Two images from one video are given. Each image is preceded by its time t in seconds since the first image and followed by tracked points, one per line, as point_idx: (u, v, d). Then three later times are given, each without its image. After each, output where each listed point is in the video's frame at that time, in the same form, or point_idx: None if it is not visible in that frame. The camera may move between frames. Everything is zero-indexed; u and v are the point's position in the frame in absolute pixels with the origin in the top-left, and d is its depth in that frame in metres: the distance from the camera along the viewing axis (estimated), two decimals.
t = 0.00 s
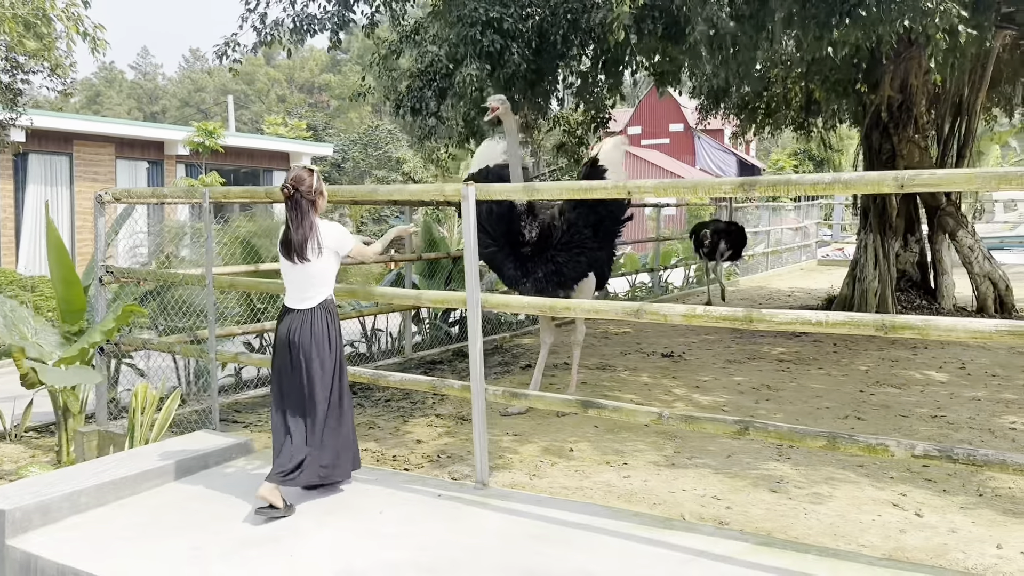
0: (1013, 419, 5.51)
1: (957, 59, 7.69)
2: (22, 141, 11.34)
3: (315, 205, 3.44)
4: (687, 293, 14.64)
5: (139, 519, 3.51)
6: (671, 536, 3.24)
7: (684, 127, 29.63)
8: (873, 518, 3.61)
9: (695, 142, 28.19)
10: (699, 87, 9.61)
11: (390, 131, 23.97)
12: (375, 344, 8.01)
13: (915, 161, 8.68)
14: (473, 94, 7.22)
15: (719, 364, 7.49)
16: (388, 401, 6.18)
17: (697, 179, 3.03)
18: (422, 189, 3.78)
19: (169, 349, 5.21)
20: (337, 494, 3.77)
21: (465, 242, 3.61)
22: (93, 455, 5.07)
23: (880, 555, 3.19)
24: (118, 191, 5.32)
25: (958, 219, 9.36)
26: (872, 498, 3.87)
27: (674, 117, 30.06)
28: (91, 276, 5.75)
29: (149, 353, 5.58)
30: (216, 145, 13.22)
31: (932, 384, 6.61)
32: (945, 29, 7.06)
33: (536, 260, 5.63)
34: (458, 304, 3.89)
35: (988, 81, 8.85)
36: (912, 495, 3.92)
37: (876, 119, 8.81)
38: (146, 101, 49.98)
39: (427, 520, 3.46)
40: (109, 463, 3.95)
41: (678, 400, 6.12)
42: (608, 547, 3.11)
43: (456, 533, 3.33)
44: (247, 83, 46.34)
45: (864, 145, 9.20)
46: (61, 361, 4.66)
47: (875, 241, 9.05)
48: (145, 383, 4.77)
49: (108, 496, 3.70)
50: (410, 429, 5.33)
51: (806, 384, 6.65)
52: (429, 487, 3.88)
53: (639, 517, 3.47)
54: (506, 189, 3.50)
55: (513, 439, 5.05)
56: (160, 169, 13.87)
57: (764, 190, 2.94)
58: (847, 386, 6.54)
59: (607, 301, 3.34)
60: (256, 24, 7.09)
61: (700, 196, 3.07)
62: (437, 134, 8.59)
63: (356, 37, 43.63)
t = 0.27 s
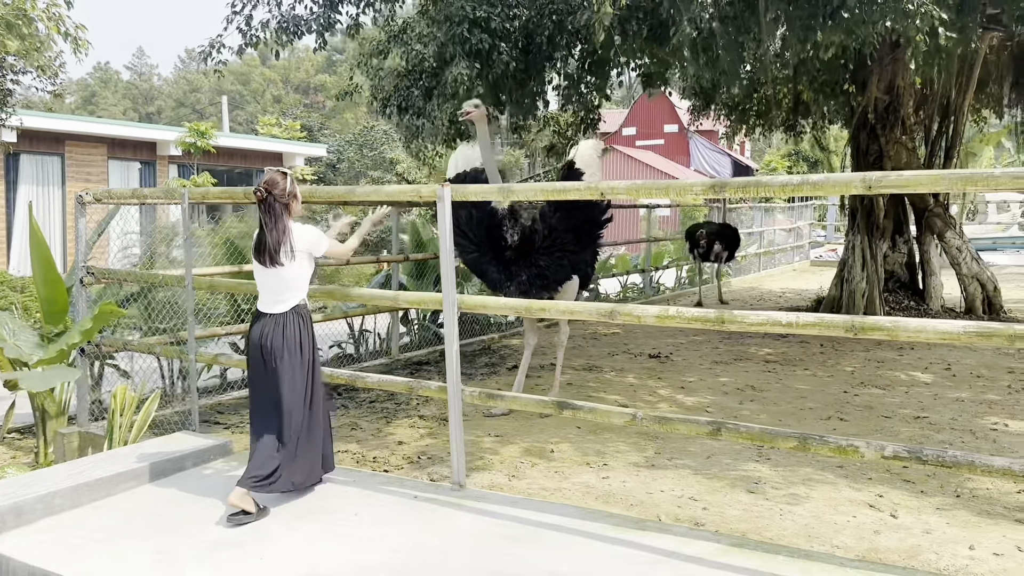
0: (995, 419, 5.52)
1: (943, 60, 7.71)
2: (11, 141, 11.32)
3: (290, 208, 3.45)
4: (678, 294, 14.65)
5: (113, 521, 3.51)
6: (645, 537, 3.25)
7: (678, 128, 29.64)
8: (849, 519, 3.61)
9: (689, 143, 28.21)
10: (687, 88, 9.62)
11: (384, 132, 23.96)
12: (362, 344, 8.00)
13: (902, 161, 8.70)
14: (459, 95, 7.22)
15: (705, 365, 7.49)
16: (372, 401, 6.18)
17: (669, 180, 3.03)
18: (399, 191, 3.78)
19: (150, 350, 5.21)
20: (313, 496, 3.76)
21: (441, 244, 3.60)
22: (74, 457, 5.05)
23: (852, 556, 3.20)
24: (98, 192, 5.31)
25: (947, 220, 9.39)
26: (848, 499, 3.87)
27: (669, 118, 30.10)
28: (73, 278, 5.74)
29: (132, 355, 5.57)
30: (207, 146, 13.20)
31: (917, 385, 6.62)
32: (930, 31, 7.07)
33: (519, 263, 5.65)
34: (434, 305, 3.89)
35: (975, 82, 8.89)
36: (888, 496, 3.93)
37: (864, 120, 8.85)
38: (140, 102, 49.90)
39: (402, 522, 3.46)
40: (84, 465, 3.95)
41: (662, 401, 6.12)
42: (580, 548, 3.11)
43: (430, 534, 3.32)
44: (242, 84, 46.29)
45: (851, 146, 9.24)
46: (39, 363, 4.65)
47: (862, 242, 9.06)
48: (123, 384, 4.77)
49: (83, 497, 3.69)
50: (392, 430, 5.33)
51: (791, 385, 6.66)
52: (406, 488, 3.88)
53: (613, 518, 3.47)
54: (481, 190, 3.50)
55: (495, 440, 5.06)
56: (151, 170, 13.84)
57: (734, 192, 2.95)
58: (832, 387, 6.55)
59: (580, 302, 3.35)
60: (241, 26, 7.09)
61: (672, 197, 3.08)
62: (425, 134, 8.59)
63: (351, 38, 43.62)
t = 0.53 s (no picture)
0: (979, 423, 5.53)
1: (932, 64, 7.74)
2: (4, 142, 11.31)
3: (256, 205, 3.46)
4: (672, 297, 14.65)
5: (91, 522, 3.51)
6: (621, 540, 3.24)
7: (675, 131, 29.67)
8: (826, 523, 3.61)
9: (686, 146, 28.22)
10: (680, 91, 9.62)
11: (380, 134, 23.95)
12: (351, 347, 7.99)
13: (892, 164, 8.74)
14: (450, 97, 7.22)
15: (694, 368, 7.50)
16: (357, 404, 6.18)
17: (645, 184, 3.05)
18: (379, 193, 3.78)
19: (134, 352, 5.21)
20: (292, 499, 3.76)
21: (419, 246, 3.60)
22: (57, 458, 5.05)
23: (827, 561, 3.20)
24: (83, 194, 5.31)
25: (937, 224, 9.48)
26: (827, 503, 3.87)
27: (666, 121, 30.15)
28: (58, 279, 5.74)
29: (119, 357, 5.58)
30: (201, 147, 13.19)
31: (903, 388, 6.63)
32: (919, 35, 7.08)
33: (506, 267, 5.66)
34: (414, 308, 3.89)
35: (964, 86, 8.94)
36: (867, 500, 3.93)
37: (854, 123, 8.92)
38: (138, 102, 49.87)
39: (380, 524, 3.46)
40: (63, 467, 3.94)
41: (649, 404, 6.12)
42: (555, 551, 3.11)
43: (407, 537, 3.32)
44: (240, 85, 46.28)
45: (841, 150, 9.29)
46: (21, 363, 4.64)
47: (852, 245, 9.09)
48: (106, 386, 4.79)
49: (61, 500, 3.69)
50: (377, 432, 5.33)
51: (778, 388, 6.66)
52: (385, 491, 3.87)
53: (591, 522, 3.47)
54: (460, 192, 3.51)
55: (478, 443, 5.06)
56: (145, 171, 13.82)
57: (708, 196, 2.96)
58: (819, 391, 6.56)
59: (557, 305, 3.35)
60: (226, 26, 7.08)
61: (647, 201, 3.09)
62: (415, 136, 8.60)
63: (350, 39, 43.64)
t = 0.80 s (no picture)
0: (972, 428, 5.52)
1: (927, 67, 7.75)
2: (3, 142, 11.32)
3: (242, 207, 3.47)
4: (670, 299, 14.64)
5: (77, 524, 3.51)
6: (606, 544, 3.24)
7: (675, 133, 29.66)
8: (814, 528, 3.61)
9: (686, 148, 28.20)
10: (676, 94, 9.63)
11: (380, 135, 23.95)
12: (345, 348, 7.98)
13: (887, 168, 8.76)
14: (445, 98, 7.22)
15: (688, 371, 7.49)
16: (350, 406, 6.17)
17: (631, 188, 3.05)
18: (367, 195, 3.78)
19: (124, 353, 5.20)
20: (279, 501, 3.76)
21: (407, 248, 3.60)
22: (47, 459, 5.04)
23: (813, 566, 3.19)
24: (74, 194, 5.30)
25: (934, 227, 9.46)
26: (816, 508, 3.87)
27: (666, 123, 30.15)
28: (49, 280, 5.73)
29: (111, 358, 5.55)
30: (200, 148, 13.19)
31: (897, 392, 6.62)
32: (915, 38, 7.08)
33: (502, 266, 5.64)
34: (401, 311, 3.89)
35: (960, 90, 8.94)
36: (856, 505, 3.93)
37: (850, 127, 8.94)
38: (140, 102, 49.89)
39: (365, 527, 3.45)
40: (51, 468, 3.95)
41: (641, 407, 6.11)
42: (540, 555, 3.11)
43: (392, 540, 3.32)
44: (240, 85, 46.29)
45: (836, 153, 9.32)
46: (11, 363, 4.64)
47: (847, 248, 9.12)
48: (96, 387, 4.79)
49: (47, 501, 3.69)
50: (368, 434, 5.32)
51: (771, 391, 6.66)
52: (373, 494, 3.87)
53: (577, 525, 3.46)
54: (448, 195, 3.51)
55: (470, 445, 5.05)
56: (144, 172, 13.82)
57: (693, 200, 2.96)
58: (812, 394, 6.55)
59: (544, 308, 3.36)
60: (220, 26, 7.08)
61: (634, 205, 3.09)
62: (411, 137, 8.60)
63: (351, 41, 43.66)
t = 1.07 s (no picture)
0: (971, 431, 5.51)
1: (928, 69, 7.74)
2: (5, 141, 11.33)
3: (252, 208, 3.46)
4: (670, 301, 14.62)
5: (71, 524, 3.50)
6: (600, 545, 3.24)
7: (677, 135, 29.64)
8: (809, 530, 3.60)
9: (688, 150, 28.18)
10: (677, 96, 9.61)
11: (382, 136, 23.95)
12: (344, 348, 7.99)
13: (887, 170, 8.77)
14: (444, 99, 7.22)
15: (687, 373, 7.48)
16: (349, 406, 6.16)
17: (627, 189, 3.05)
18: (364, 195, 3.78)
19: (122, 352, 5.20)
20: (274, 501, 3.75)
21: (402, 249, 3.60)
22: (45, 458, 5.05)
23: (808, 568, 3.18)
24: (73, 193, 5.30)
25: (934, 230, 9.44)
26: (812, 510, 3.86)
27: (669, 125, 30.14)
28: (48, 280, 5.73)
29: (109, 357, 5.57)
30: (201, 148, 13.19)
31: (896, 395, 6.60)
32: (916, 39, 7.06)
33: (499, 264, 5.58)
34: (397, 311, 3.89)
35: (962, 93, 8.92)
36: (852, 508, 3.92)
37: (851, 129, 8.94)
38: (143, 103, 49.93)
39: (360, 528, 3.45)
40: (47, 467, 3.95)
41: (640, 408, 6.10)
42: (534, 556, 3.10)
43: (386, 540, 3.31)
44: (243, 86, 46.33)
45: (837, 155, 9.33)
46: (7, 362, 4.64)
47: (848, 250, 9.12)
48: (93, 386, 4.82)
49: (43, 500, 3.69)
50: (366, 435, 5.32)
51: (770, 394, 6.65)
52: (368, 494, 3.87)
53: (572, 526, 3.45)
54: (445, 195, 3.51)
55: (467, 446, 5.05)
56: (146, 171, 13.81)
57: (688, 201, 2.96)
58: (812, 396, 6.54)
59: (539, 309, 3.35)
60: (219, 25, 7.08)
61: (630, 206, 3.10)
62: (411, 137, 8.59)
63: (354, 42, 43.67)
